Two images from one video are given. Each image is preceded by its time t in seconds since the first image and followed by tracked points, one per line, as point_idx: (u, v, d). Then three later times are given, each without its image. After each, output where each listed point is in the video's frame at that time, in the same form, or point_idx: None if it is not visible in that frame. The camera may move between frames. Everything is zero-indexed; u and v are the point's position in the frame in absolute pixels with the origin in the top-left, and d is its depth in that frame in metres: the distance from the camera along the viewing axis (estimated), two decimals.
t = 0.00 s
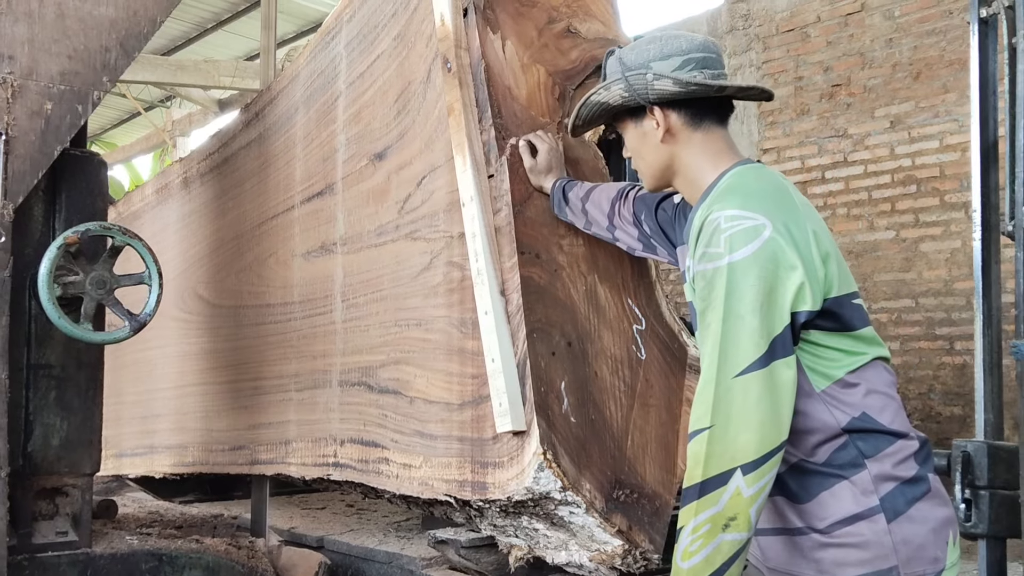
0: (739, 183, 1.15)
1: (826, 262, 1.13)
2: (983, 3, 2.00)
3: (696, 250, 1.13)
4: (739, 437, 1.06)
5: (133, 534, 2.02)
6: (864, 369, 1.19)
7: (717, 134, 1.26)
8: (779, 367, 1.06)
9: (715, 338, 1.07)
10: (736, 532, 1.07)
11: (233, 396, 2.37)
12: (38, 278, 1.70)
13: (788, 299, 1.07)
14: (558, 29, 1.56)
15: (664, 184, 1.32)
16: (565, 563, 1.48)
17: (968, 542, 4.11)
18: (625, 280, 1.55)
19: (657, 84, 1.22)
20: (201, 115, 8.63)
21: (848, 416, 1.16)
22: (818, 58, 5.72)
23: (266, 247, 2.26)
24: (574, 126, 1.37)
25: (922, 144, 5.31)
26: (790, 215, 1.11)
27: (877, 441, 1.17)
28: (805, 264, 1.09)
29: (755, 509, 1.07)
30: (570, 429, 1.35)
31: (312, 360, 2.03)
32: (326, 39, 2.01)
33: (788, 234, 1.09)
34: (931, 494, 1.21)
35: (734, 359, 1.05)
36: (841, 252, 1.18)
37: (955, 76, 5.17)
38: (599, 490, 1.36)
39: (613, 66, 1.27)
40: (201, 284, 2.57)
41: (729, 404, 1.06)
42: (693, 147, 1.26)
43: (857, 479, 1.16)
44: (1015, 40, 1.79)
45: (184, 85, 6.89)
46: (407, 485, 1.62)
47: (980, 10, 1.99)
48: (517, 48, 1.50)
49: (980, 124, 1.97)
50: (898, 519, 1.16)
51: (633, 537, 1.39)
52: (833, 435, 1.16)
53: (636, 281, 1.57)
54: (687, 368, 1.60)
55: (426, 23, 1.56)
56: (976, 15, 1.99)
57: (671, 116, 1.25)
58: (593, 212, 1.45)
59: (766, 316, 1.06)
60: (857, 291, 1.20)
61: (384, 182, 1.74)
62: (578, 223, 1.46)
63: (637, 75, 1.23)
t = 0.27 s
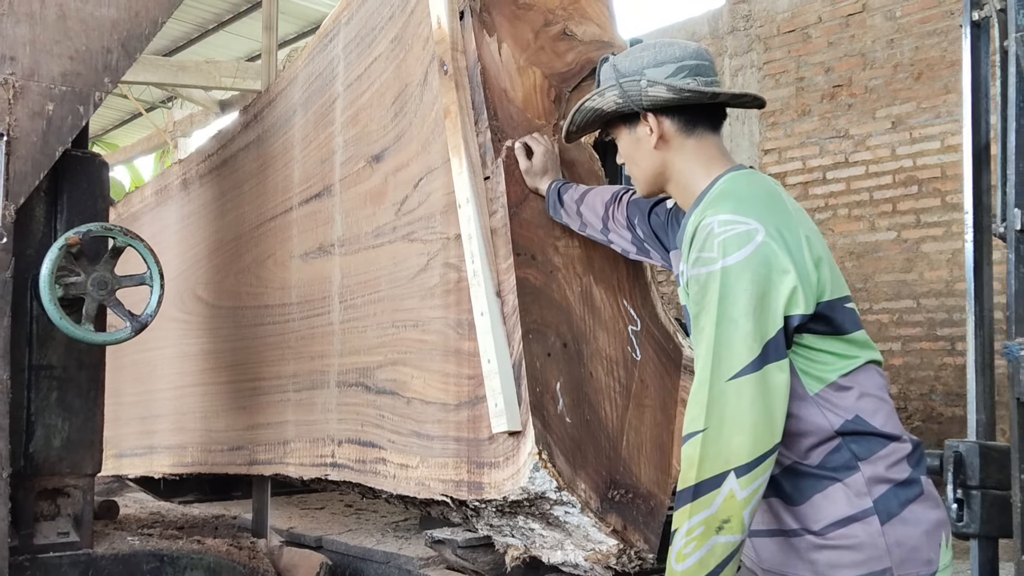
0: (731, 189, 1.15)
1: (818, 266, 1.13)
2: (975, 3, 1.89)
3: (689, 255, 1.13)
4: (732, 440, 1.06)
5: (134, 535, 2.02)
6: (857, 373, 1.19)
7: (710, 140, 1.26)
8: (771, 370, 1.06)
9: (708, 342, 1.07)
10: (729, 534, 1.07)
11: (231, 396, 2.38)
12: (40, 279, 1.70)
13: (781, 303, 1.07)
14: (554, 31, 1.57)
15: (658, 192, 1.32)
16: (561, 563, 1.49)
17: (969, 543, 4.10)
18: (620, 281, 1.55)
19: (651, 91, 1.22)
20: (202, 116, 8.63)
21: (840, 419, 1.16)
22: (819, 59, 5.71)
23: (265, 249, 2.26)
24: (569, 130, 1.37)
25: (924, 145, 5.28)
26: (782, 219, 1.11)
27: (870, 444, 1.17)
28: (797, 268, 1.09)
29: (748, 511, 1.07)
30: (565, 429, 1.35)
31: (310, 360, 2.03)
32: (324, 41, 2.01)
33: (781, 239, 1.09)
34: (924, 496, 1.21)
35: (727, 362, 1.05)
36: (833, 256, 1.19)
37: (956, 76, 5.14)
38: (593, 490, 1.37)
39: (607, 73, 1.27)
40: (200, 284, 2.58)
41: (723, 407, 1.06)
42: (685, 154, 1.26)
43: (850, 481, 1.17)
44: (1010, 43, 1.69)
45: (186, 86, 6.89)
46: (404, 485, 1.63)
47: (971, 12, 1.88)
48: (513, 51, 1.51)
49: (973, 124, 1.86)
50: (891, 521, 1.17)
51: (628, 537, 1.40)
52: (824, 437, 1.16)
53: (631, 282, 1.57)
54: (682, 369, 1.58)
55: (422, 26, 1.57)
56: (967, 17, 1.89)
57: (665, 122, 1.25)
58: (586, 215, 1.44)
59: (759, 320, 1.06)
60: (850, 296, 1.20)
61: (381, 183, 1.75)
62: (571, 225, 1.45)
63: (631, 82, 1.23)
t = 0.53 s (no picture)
0: (732, 193, 1.15)
1: (817, 269, 1.14)
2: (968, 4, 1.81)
3: (691, 258, 1.13)
4: (733, 443, 1.06)
5: (136, 535, 2.02)
6: (852, 377, 1.19)
7: (705, 143, 1.27)
8: (772, 373, 1.07)
9: (712, 346, 1.07)
10: (731, 536, 1.07)
11: (230, 396, 2.38)
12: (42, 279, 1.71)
13: (783, 306, 1.08)
14: (550, 33, 1.57)
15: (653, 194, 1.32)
16: (557, 562, 1.49)
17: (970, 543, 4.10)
18: (617, 281, 1.56)
19: (649, 93, 1.22)
20: (204, 116, 8.64)
21: (836, 422, 1.16)
22: (821, 59, 5.71)
23: (263, 249, 2.26)
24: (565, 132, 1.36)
25: (926, 144, 5.25)
26: (783, 223, 1.12)
27: (864, 446, 1.18)
28: (799, 272, 1.09)
29: (749, 513, 1.07)
30: (562, 428, 1.36)
31: (308, 360, 2.03)
32: (323, 42, 2.01)
33: (782, 243, 1.09)
34: (916, 499, 1.22)
35: (731, 366, 1.06)
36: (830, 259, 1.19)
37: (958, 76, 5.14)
38: (589, 489, 1.37)
39: (604, 75, 1.27)
40: (200, 284, 2.58)
41: (725, 410, 1.06)
42: (681, 156, 1.26)
43: (844, 483, 1.17)
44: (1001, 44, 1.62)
45: (187, 86, 6.89)
46: (401, 484, 1.63)
47: (965, 13, 1.80)
48: (509, 53, 1.51)
49: (966, 124, 1.78)
50: (884, 522, 1.17)
51: (623, 535, 1.41)
52: (821, 439, 1.16)
53: (627, 283, 1.57)
54: (677, 368, 1.59)
55: (419, 28, 1.57)
56: (959, 18, 1.81)
57: (662, 124, 1.25)
58: (581, 216, 1.45)
59: (761, 323, 1.06)
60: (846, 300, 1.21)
61: (379, 184, 1.75)
62: (565, 227, 1.45)
63: (629, 84, 1.23)
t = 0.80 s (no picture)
0: (736, 186, 1.15)
1: (820, 262, 1.14)
2: (962, 5, 1.85)
3: (696, 251, 1.13)
4: (738, 437, 1.06)
5: (137, 535, 2.03)
6: (851, 369, 1.19)
7: (708, 132, 1.27)
8: (776, 366, 1.07)
9: (717, 339, 1.06)
10: (736, 527, 1.07)
11: (229, 394, 2.38)
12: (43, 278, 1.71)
13: (788, 300, 1.08)
14: (547, 34, 1.57)
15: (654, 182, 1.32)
16: (554, 560, 1.49)
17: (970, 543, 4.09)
18: (611, 281, 1.55)
19: (653, 80, 1.23)
20: (205, 116, 8.64)
21: (829, 414, 1.17)
22: (823, 58, 5.71)
23: (262, 249, 2.26)
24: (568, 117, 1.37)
25: (928, 143, 5.23)
26: (788, 217, 1.12)
27: (857, 439, 1.18)
28: (803, 266, 1.09)
29: (754, 503, 1.07)
30: (557, 427, 1.37)
31: (306, 360, 2.03)
32: (321, 43, 2.01)
33: (787, 236, 1.10)
34: (907, 494, 1.22)
35: (735, 359, 1.05)
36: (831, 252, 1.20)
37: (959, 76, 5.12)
38: (584, 487, 1.38)
39: (608, 61, 1.28)
40: (199, 284, 2.59)
41: (730, 404, 1.06)
42: (683, 143, 1.26)
43: (836, 474, 1.17)
44: (993, 44, 1.67)
45: (189, 85, 6.89)
46: (398, 483, 1.63)
47: (958, 14, 1.85)
48: (506, 53, 1.51)
49: (959, 124, 1.84)
50: (875, 515, 1.17)
51: (619, 533, 1.42)
52: (814, 431, 1.17)
53: (622, 282, 1.57)
54: (672, 367, 1.60)
55: (416, 29, 1.57)
56: (954, 18, 1.86)
57: (665, 112, 1.26)
58: (576, 214, 1.44)
59: (766, 317, 1.06)
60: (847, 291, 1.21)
61: (376, 185, 1.75)
62: (562, 228, 1.45)
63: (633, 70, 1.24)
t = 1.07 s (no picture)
0: (747, 172, 1.15)
1: (829, 249, 1.15)
2: (954, 7, 1.96)
3: (706, 236, 1.12)
4: (749, 424, 1.06)
5: (137, 534, 2.03)
6: (853, 364, 1.19)
7: (715, 114, 1.27)
8: (787, 354, 1.07)
9: (730, 325, 1.06)
10: (745, 514, 1.08)
11: (226, 393, 2.39)
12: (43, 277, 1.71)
13: (799, 286, 1.08)
14: (542, 35, 1.57)
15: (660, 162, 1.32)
16: (549, 558, 1.50)
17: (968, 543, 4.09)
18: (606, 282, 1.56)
19: (658, 60, 1.23)
20: (205, 115, 8.64)
21: (827, 410, 1.16)
22: (823, 57, 5.71)
23: (260, 248, 2.27)
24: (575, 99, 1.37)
25: (928, 143, 5.23)
26: (798, 203, 1.12)
27: (852, 434, 1.18)
28: (815, 252, 1.10)
29: (763, 491, 1.07)
30: (552, 426, 1.37)
31: (303, 359, 2.03)
32: (318, 44, 2.02)
33: (799, 222, 1.10)
34: (901, 490, 1.21)
35: (747, 345, 1.05)
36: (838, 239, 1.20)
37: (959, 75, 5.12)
38: (580, 486, 1.38)
39: (617, 39, 1.27)
40: (196, 284, 2.59)
41: (742, 391, 1.06)
42: (691, 124, 1.27)
43: (829, 469, 1.17)
44: (987, 46, 1.80)
45: (189, 85, 6.89)
46: (395, 482, 1.63)
47: (951, 17, 1.96)
48: (502, 54, 1.51)
49: (952, 125, 1.95)
50: (866, 511, 1.17)
51: (614, 532, 1.42)
52: (810, 426, 1.16)
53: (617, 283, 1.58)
54: (668, 368, 1.60)
55: (412, 30, 1.57)
56: (947, 21, 1.97)
57: (671, 93, 1.26)
58: (584, 248, 1.44)
59: (778, 303, 1.06)
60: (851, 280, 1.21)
61: (373, 185, 1.75)
62: (566, 264, 1.43)
63: (639, 49, 1.23)
